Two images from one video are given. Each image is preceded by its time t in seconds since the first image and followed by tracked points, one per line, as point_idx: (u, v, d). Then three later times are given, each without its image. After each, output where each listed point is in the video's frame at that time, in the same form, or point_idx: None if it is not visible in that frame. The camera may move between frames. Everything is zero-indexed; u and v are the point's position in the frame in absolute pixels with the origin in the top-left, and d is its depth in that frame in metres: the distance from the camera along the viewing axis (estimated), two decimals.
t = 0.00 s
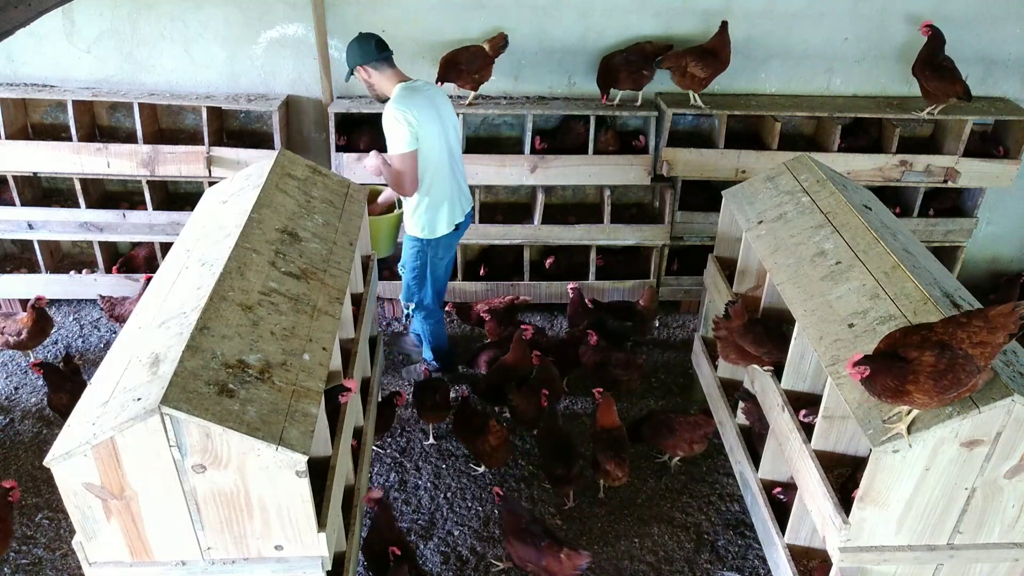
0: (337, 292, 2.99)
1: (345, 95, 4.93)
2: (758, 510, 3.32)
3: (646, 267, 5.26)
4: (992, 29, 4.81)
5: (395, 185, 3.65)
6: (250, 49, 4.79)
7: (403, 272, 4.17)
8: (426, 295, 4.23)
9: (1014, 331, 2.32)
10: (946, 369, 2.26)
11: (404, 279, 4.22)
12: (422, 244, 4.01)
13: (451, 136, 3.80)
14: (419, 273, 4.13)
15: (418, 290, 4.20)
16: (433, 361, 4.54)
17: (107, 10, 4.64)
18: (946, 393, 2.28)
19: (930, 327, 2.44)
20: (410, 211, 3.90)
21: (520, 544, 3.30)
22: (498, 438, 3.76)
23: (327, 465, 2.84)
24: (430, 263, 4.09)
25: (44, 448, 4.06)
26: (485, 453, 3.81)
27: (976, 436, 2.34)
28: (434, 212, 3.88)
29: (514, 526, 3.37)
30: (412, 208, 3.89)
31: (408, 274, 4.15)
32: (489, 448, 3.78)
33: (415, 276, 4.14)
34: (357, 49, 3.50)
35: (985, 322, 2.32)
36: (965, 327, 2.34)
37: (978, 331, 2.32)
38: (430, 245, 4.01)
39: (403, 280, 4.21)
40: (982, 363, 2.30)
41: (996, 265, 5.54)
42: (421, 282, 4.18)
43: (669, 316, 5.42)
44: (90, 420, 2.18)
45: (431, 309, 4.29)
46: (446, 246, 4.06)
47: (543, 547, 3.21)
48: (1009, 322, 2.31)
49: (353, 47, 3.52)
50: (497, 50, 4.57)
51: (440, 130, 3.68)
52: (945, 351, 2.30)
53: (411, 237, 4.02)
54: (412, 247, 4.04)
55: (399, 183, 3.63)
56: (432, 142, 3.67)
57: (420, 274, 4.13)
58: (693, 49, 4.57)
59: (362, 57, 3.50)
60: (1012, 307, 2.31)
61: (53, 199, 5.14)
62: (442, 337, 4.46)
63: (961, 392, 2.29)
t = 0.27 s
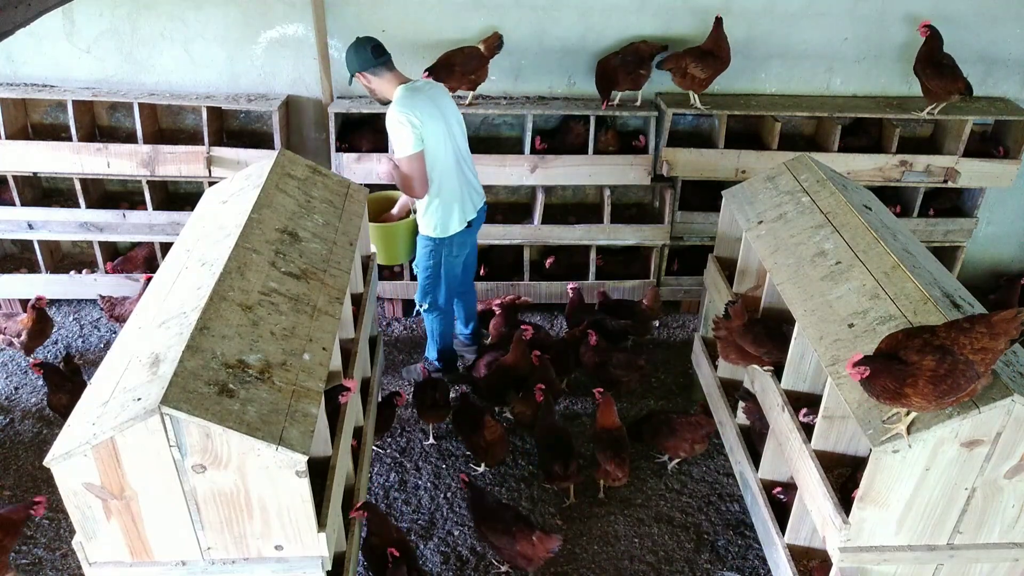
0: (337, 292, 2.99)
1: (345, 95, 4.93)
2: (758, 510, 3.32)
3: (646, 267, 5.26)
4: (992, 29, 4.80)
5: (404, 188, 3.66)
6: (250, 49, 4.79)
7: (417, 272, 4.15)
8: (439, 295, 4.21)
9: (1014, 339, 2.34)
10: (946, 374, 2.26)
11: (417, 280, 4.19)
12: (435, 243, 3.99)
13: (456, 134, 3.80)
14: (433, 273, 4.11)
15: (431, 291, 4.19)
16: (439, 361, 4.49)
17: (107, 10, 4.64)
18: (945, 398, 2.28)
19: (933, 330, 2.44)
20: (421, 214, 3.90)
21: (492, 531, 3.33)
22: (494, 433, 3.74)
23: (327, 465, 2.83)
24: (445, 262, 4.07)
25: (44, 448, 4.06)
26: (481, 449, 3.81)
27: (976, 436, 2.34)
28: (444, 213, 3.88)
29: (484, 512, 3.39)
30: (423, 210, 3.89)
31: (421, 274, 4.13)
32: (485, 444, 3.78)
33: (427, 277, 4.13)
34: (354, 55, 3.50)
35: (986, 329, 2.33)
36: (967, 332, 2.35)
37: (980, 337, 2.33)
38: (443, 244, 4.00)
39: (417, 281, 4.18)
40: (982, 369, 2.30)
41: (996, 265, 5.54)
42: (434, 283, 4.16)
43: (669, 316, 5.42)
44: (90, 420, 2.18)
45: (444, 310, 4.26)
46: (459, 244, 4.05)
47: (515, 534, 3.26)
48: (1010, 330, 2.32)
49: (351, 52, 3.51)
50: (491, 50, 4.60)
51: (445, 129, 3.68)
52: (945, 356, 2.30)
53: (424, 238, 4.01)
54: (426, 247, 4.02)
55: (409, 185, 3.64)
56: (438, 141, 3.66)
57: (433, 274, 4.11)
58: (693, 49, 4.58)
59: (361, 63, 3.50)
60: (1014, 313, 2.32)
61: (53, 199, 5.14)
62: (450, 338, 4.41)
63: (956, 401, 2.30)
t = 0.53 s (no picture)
0: (337, 292, 2.99)
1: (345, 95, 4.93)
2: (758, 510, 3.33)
3: (646, 267, 5.26)
4: (992, 29, 4.80)
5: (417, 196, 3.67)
6: (250, 49, 4.79)
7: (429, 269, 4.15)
8: (451, 293, 4.22)
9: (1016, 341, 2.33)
10: (946, 374, 2.26)
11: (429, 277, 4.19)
12: (449, 241, 4.00)
13: (465, 133, 3.77)
14: (446, 270, 4.12)
15: (444, 288, 4.19)
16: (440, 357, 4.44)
17: (107, 10, 4.64)
18: (944, 398, 2.28)
19: (935, 331, 2.43)
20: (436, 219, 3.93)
21: (477, 523, 3.36)
22: (494, 433, 3.74)
23: (327, 465, 2.84)
24: (460, 259, 4.10)
25: (44, 448, 4.06)
26: (480, 448, 3.80)
27: (976, 436, 2.34)
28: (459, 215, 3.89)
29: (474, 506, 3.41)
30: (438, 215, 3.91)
31: (434, 272, 4.13)
32: (485, 443, 3.77)
33: (441, 274, 4.13)
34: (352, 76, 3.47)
35: (989, 330, 2.33)
36: (969, 334, 2.34)
37: (981, 339, 2.33)
38: (458, 241, 4.02)
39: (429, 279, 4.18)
40: (983, 370, 2.31)
41: (996, 265, 5.54)
42: (447, 280, 4.16)
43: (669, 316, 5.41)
44: (90, 419, 2.19)
45: (455, 307, 4.28)
46: (473, 242, 4.07)
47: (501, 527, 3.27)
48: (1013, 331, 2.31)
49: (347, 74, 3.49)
50: (483, 49, 4.59)
51: (451, 130, 3.65)
52: (945, 356, 2.30)
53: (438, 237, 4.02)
54: (441, 246, 4.03)
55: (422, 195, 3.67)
56: (446, 144, 3.65)
57: (447, 271, 4.12)
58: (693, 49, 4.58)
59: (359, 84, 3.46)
60: (1017, 315, 2.31)
61: (53, 199, 5.14)
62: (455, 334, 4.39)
63: (955, 402, 2.30)
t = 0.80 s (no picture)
0: (337, 292, 2.99)
1: (345, 95, 4.93)
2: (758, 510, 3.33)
3: (647, 267, 5.26)
4: (991, 29, 4.80)
5: (438, 210, 3.73)
6: (250, 49, 4.79)
7: (450, 267, 4.15)
8: (472, 290, 4.23)
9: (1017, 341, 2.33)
10: (947, 374, 2.26)
11: (449, 274, 4.19)
12: (474, 240, 4.00)
13: (477, 136, 3.73)
14: (469, 269, 4.13)
15: (465, 287, 4.20)
16: (446, 351, 4.45)
17: (107, 10, 4.64)
18: (945, 397, 2.28)
19: (936, 331, 2.43)
20: (462, 229, 3.97)
21: (466, 510, 3.43)
22: (494, 433, 3.75)
23: (327, 465, 2.83)
24: (484, 257, 4.10)
25: (44, 448, 4.06)
26: (480, 448, 3.80)
27: (976, 436, 2.34)
28: (485, 221, 3.91)
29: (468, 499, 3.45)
30: (465, 224, 3.94)
31: (456, 269, 4.13)
32: (485, 444, 3.77)
33: (463, 273, 4.13)
34: (358, 111, 3.45)
35: (990, 331, 2.32)
36: (969, 334, 2.34)
37: (982, 339, 2.33)
38: (483, 240, 4.02)
39: (450, 275, 4.18)
40: (984, 371, 2.31)
41: (996, 265, 5.54)
42: (469, 279, 4.17)
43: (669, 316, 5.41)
44: (90, 419, 2.19)
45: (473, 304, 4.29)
46: (497, 240, 4.07)
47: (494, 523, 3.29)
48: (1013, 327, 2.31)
49: (352, 110, 3.47)
50: (475, 49, 4.58)
51: (463, 137, 3.62)
52: (946, 355, 2.30)
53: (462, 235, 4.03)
54: (465, 244, 4.04)
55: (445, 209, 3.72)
56: (461, 151, 3.62)
57: (470, 269, 4.13)
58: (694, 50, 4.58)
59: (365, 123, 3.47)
60: (1018, 316, 2.31)
61: (53, 199, 5.14)
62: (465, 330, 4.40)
63: (955, 402, 2.31)
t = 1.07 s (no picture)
0: (337, 292, 2.99)
1: (345, 95, 4.93)
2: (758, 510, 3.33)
3: (647, 267, 5.26)
4: (991, 29, 4.80)
5: (446, 226, 3.77)
6: (250, 49, 4.79)
7: (465, 264, 4.14)
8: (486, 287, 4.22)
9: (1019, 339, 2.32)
10: (947, 374, 2.26)
11: (463, 272, 4.17)
12: (490, 240, 3.99)
13: (477, 140, 3.73)
14: (485, 267, 4.11)
15: (480, 285, 4.19)
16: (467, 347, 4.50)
17: (107, 10, 4.64)
18: (946, 398, 2.28)
19: (937, 331, 2.43)
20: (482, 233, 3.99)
21: (460, 507, 3.43)
22: (495, 434, 3.75)
23: (327, 465, 2.83)
24: (500, 255, 4.08)
25: (44, 448, 4.06)
26: (481, 448, 3.79)
27: (976, 436, 2.34)
28: (503, 222, 3.92)
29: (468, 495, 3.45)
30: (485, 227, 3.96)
31: (471, 267, 4.12)
32: (487, 444, 3.77)
33: (477, 272, 4.12)
34: (360, 140, 3.52)
35: (990, 331, 2.31)
36: (970, 335, 2.33)
37: (983, 339, 2.31)
38: (499, 241, 4.00)
39: (465, 273, 4.16)
40: (984, 372, 2.30)
41: (996, 265, 5.54)
42: (484, 278, 4.16)
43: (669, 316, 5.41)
44: (90, 419, 2.19)
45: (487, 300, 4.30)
46: (512, 240, 4.06)
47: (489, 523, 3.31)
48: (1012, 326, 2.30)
49: (354, 139, 3.54)
50: (472, 49, 4.57)
51: (462, 144, 3.64)
52: (947, 356, 2.30)
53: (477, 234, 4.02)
54: (482, 242, 4.01)
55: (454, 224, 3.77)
56: (464, 160, 3.64)
57: (486, 268, 4.11)
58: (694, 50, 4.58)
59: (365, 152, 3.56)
60: (1019, 316, 2.30)
61: (53, 199, 5.13)
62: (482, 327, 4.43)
63: (957, 401, 2.30)
